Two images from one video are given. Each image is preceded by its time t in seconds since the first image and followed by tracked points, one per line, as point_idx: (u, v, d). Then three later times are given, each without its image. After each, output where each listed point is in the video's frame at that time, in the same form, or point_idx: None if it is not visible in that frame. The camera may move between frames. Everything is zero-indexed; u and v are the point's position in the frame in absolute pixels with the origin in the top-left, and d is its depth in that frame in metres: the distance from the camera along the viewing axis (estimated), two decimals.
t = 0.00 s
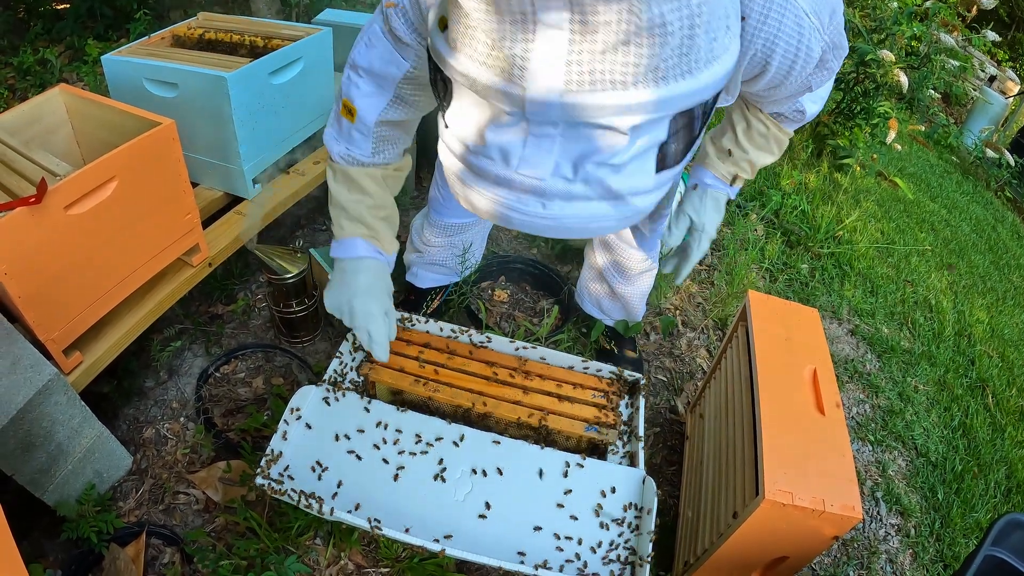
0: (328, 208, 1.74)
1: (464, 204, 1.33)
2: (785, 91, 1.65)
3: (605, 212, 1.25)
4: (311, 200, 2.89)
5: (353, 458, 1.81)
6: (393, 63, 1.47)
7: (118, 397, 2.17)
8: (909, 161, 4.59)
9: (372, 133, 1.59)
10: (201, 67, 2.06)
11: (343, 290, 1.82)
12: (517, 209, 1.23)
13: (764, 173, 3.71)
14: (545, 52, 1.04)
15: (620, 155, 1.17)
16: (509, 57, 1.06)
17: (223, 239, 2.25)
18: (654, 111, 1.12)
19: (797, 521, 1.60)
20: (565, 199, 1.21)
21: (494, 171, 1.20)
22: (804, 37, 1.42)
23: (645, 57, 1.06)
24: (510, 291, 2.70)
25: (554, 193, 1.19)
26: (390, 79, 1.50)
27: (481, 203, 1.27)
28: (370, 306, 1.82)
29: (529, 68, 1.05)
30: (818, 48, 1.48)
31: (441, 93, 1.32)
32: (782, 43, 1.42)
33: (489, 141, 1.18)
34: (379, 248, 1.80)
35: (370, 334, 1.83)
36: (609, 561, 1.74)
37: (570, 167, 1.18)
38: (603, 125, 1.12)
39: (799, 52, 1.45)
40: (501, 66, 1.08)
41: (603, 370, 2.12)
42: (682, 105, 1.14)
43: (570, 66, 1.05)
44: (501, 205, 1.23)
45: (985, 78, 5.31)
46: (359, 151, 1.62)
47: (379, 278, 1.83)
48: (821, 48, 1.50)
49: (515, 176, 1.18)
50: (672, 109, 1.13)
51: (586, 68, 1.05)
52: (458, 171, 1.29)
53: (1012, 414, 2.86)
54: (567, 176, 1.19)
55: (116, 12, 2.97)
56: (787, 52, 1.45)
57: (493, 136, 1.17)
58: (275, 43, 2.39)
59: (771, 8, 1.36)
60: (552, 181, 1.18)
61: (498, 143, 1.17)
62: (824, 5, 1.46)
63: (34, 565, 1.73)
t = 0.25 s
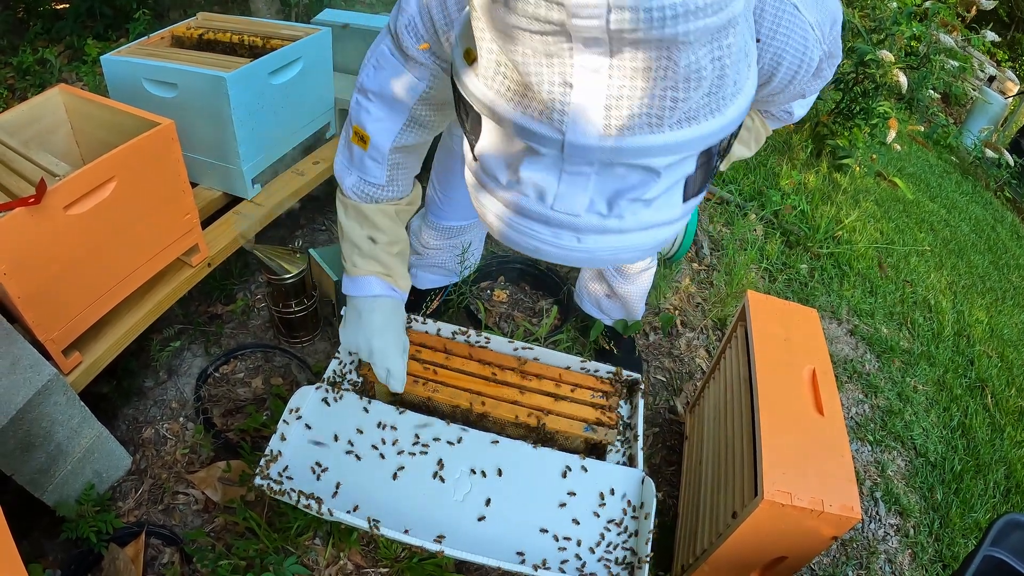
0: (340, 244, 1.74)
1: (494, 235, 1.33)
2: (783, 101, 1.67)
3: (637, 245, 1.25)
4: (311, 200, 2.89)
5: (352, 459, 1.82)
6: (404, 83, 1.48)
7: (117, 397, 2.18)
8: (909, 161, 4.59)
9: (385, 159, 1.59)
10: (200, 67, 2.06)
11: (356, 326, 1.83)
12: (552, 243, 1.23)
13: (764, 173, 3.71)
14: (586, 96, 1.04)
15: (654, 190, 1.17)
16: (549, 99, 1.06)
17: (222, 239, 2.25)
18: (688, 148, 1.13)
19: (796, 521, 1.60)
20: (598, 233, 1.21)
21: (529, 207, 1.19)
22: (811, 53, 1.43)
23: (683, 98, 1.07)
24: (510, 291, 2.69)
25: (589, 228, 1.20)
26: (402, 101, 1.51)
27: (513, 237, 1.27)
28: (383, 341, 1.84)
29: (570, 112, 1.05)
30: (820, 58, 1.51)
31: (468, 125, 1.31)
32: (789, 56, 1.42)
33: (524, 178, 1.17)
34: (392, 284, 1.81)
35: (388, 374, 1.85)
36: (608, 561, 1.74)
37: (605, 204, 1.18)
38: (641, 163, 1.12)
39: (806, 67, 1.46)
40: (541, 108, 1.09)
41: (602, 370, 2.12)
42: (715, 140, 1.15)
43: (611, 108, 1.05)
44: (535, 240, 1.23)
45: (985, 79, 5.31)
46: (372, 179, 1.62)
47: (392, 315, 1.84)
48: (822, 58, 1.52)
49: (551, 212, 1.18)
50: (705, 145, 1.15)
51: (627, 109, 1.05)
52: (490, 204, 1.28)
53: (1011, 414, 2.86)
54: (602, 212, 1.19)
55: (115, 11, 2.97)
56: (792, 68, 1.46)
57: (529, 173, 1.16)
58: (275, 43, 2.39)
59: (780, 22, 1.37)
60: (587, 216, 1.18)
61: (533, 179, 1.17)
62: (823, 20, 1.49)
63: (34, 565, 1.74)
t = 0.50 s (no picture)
0: (335, 251, 1.73)
1: (513, 256, 1.41)
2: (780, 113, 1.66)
3: (651, 267, 1.33)
4: (309, 200, 2.89)
5: (352, 459, 1.81)
6: (406, 93, 1.48)
7: (116, 398, 2.17)
8: (907, 160, 4.60)
9: (383, 168, 1.59)
10: (198, 67, 2.06)
11: (354, 336, 1.84)
12: (570, 266, 1.30)
13: (763, 173, 3.71)
14: (610, 132, 1.09)
15: (669, 217, 1.25)
16: (573, 135, 1.12)
17: (221, 240, 2.24)
18: (705, 179, 1.20)
19: (796, 521, 1.60)
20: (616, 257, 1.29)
21: (550, 233, 1.27)
22: (814, 66, 1.42)
23: (703, 133, 1.13)
24: (509, 291, 2.69)
25: (606, 253, 1.27)
26: (402, 110, 1.51)
27: (533, 260, 1.34)
28: (382, 352, 1.86)
29: (594, 146, 1.11)
30: (820, 69, 1.50)
31: (488, 153, 1.38)
32: (793, 69, 1.41)
33: (546, 206, 1.25)
34: (388, 294, 1.80)
35: (384, 385, 1.88)
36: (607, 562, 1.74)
37: (622, 230, 1.26)
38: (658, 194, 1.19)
39: (809, 79, 1.46)
40: (565, 142, 1.15)
41: (601, 370, 2.12)
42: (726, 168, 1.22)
43: (632, 144, 1.11)
44: (555, 263, 1.30)
45: (983, 78, 5.32)
46: (369, 187, 1.62)
47: (389, 326, 1.85)
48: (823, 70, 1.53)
49: (571, 239, 1.25)
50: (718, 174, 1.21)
51: (647, 145, 1.11)
52: (510, 228, 1.36)
53: (1010, 413, 2.86)
54: (619, 237, 1.27)
55: (113, 12, 2.97)
56: (795, 81, 1.46)
57: (551, 202, 1.24)
58: (273, 43, 2.39)
59: (784, 39, 1.35)
60: (606, 242, 1.26)
61: (554, 208, 1.24)
62: (829, 33, 1.48)
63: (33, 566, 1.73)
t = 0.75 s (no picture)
0: (327, 258, 1.70)
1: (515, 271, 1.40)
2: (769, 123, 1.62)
3: (652, 283, 1.34)
4: (307, 201, 2.89)
5: (349, 460, 1.81)
6: (403, 97, 1.47)
7: (115, 398, 2.17)
8: (906, 159, 4.60)
9: (377, 173, 1.57)
10: (195, 68, 2.06)
11: (347, 343, 1.84)
12: (573, 283, 1.30)
13: (762, 172, 3.71)
14: (616, 161, 1.08)
15: (670, 237, 1.26)
16: (579, 163, 1.10)
17: (219, 240, 2.25)
18: (707, 203, 1.20)
19: (794, 520, 1.60)
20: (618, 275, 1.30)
21: (554, 252, 1.27)
22: (813, 76, 1.37)
23: (705, 161, 1.13)
24: (507, 291, 2.69)
25: (609, 271, 1.27)
26: (398, 114, 1.50)
27: (536, 276, 1.34)
28: (376, 357, 1.86)
29: (600, 175, 1.10)
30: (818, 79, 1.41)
31: (491, 169, 1.36)
32: (790, 81, 1.35)
33: (551, 227, 1.24)
34: (381, 299, 1.78)
35: (381, 385, 1.89)
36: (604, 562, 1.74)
37: (625, 250, 1.26)
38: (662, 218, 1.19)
39: (807, 90, 1.40)
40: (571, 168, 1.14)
41: (600, 369, 2.12)
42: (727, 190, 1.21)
43: (637, 172, 1.11)
44: (558, 281, 1.31)
45: (982, 77, 5.33)
46: (362, 192, 1.59)
47: (382, 330, 1.85)
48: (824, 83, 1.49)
49: (576, 258, 1.25)
50: (719, 197, 1.21)
51: (652, 173, 1.11)
52: (513, 245, 1.35)
53: (1009, 412, 2.86)
54: (622, 257, 1.26)
55: (112, 13, 2.97)
56: (795, 92, 1.41)
57: (555, 222, 1.24)
58: (271, 44, 2.39)
59: (781, 53, 1.29)
60: (609, 261, 1.26)
61: (558, 228, 1.24)
62: (828, 38, 1.41)
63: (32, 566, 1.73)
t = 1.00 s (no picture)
0: (328, 269, 1.69)
1: (516, 280, 1.41)
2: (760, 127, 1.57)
3: (651, 292, 1.34)
4: (305, 201, 2.89)
5: (347, 461, 1.81)
6: (402, 105, 1.46)
7: (113, 400, 2.17)
8: (905, 159, 4.60)
9: (378, 182, 1.57)
10: (192, 69, 2.06)
11: (349, 352, 1.83)
12: (574, 294, 1.31)
13: (760, 172, 3.71)
14: (616, 176, 1.07)
15: (669, 248, 1.25)
16: (578, 177, 1.09)
17: (216, 241, 2.25)
18: (706, 215, 1.18)
19: (791, 521, 1.60)
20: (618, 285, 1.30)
21: (554, 264, 1.27)
22: (812, 80, 1.30)
23: (706, 173, 1.11)
24: (505, 291, 2.69)
25: (608, 282, 1.27)
26: (398, 123, 1.49)
27: (536, 286, 1.34)
28: (379, 364, 1.85)
29: (600, 190, 1.08)
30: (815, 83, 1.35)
31: (491, 178, 1.36)
32: (790, 86, 1.28)
33: (551, 239, 1.24)
34: (382, 309, 1.77)
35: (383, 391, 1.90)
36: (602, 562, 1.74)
37: (624, 261, 1.25)
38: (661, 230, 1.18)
39: (805, 94, 1.34)
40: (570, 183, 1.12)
41: (597, 370, 2.12)
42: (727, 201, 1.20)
43: (637, 186, 1.09)
44: (559, 291, 1.31)
45: (980, 76, 5.33)
46: (363, 202, 1.59)
47: (384, 338, 1.84)
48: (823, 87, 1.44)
49: (576, 270, 1.25)
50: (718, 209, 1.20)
51: (652, 188, 1.09)
52: (515, 256, 1.35)
53: (1007, 411, 2.86)
54: (622, 268, 1.26)
55: (110, 13, 2.97)
56: (793, 99, 1.36)
57: (555, 235, 1.23)
58: (268, 45, 2.39)
59: (778, 60, 1.23)
60: (609, 272, 1.26)
61: (559, 240, 1.23)
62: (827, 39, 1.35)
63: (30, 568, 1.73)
